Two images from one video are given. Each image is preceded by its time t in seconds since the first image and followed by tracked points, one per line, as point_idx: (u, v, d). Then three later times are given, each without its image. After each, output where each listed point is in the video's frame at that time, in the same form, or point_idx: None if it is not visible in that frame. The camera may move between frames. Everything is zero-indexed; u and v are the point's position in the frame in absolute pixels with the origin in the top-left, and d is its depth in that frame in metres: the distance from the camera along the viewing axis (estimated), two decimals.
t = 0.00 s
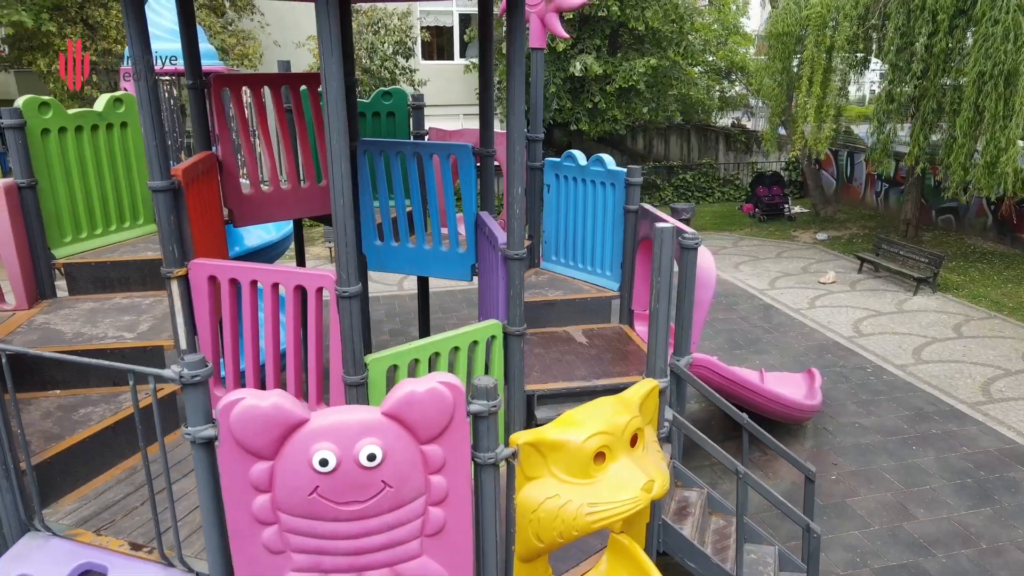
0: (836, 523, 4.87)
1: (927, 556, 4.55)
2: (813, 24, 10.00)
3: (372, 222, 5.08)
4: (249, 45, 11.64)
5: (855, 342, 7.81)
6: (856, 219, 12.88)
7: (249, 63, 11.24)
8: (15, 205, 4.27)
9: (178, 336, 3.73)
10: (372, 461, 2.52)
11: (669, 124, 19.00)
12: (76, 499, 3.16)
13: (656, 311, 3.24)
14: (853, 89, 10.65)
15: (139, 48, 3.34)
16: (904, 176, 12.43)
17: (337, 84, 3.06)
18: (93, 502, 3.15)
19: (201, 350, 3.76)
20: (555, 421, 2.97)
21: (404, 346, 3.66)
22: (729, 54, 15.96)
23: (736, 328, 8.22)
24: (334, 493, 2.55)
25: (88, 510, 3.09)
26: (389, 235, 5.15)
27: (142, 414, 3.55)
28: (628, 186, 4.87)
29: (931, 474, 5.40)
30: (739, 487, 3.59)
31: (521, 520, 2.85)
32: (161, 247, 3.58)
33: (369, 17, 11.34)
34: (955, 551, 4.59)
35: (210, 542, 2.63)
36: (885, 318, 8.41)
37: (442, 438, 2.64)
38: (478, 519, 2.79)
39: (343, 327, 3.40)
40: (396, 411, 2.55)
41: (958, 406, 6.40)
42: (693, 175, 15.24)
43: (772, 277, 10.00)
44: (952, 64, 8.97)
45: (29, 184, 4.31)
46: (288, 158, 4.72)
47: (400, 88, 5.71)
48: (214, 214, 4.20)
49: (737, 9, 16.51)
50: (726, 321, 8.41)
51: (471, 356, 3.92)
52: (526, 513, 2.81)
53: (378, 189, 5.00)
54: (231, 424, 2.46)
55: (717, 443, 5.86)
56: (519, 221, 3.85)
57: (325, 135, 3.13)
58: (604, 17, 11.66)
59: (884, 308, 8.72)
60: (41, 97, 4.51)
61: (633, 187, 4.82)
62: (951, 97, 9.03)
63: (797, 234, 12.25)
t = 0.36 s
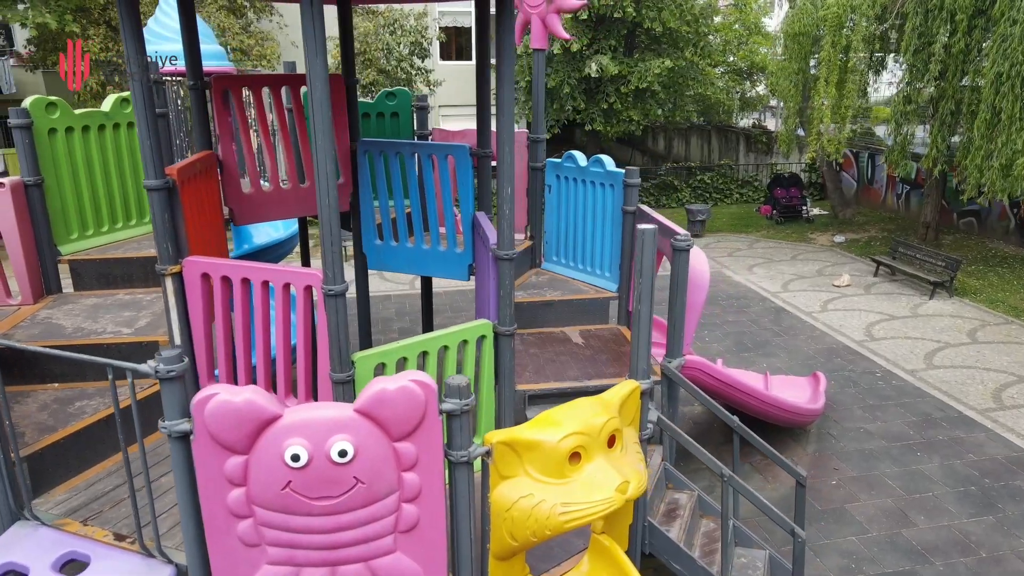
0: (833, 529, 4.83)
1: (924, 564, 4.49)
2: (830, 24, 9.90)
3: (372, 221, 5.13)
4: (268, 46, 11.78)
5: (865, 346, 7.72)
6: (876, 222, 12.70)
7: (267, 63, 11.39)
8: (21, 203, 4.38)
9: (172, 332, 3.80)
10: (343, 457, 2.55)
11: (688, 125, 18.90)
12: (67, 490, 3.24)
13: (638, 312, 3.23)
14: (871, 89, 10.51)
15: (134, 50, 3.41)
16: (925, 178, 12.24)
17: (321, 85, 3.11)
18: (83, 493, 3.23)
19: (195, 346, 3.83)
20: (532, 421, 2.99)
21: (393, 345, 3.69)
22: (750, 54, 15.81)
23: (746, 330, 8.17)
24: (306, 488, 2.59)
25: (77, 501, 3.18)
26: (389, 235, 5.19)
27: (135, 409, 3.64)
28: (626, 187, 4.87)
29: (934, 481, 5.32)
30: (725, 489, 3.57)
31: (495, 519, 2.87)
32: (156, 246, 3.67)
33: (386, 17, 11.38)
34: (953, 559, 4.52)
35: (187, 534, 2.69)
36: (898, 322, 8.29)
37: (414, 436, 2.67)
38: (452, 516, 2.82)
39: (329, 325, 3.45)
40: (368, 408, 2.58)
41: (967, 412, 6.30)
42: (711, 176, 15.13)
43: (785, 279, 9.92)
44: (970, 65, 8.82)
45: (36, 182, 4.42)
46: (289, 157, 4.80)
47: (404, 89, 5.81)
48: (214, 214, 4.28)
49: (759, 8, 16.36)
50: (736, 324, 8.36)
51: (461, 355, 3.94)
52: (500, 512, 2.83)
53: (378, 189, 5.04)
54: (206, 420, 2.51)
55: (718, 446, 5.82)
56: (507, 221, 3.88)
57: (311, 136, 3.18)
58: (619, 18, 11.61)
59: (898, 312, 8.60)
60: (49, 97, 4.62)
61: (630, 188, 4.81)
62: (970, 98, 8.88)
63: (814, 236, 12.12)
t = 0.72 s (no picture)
0: (831, 535, 4.77)
1: (922, 572, 4.41)
2: (847, 24, 9.78)
3: (372, 220, 5.17)
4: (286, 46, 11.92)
5: (877, 350, 7.61)
6: (897, 224, 12.50)
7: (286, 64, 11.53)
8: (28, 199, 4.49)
9: (167, 328, 3.87)
10: (316, 453, 2.59)
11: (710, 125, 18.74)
12: (58, 481, 3.32)
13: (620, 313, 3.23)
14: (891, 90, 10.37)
15: (130, 49, 3.48)
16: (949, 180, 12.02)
17: (307, 86, 3.14)
18: (74, 483, 3.31)
19: (190, 342, 3.89)
20: (511, 421, 3.00)
21: (381, 343, 3.72)
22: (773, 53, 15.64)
23: (755, 333, 8.11)
24: (280, 483, 2.63)
25: (67, 491, 3.25)
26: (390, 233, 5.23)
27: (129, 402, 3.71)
28: (625, 187, 4.86)
29: (939, 488, 5.23)
30: (710, 492, 3.55)
31: (470, 517, 2.89)
32: (151, 243, 3.73)
33: (403, 18, 11.45)
34: (953, 568, 4.44)
35: (166, 525, 2.74)
36: (913, 327, 8.16)
37: (388, 433, 2.69)
38: (427, 513, 2.84)
39: (317, 322, 3.49)
40: (342, 405, 2.62)
41: (978, 419, 6.19)
42: (730, 177, 14.99)
43: (800, 282, 9.81)
44: (992, 66, 8.67)
45: (43, 179, 4.53)
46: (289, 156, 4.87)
47: (408, 89, 5.80)
48: (213, 212, 4.35)
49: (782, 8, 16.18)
50: (746, 326, 8.30)
51: (451, 353, 3.95)
52: (475, 510, 2.84)
53: (378, 188, 5.08)
54: (181, 414, 2.56)
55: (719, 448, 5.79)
56: (497, 221, 3.91)
57: (297, 136, 3.22)
58: (635, 18, 11.55)
59: (914, 317, 8.47)
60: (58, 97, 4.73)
61: (629, 189, 4.80)
62: (990, 99, 8.72)
63: (832, 238, 11.96)
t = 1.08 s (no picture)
0: (829, 542, 4.71)
1: None
2: (869, 25, 9.65)
3: (375, 218, 5.21)
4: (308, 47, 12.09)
5: (892, 356, 7.48)
6: (923, 228, 12.27)
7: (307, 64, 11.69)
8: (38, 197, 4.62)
9: (166, 323, 3.96)
10: (289, 448, 2.63)
11: (736, 126, 18.56)
12: (53, 471, 3.41)
13: (602, 314, 3.22)
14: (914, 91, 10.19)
15: (128, 51, 3.56)
16: (977, 183, 11.77)
17: (295, 87, 3.19)
18: (67, 474, 3.40)
19: (187, 337, 3.97)
20: (488, 420, 3.02)
21: (371, 341, 3.76)
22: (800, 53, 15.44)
23: (768, 336, 8.03)
24: (255, 477, 2.68)
25: (60, 481, 3.34)
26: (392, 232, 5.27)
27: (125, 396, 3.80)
28: (625, 189, 4.84)
29: (944, 498, 5.14)
30: (696, 496, 3.53)
31: (445, 514, 2.91)
32: (150, 239, 3.82)
33: (423, 18, 11.53)
34: None
35: (146, 516, 2.80)
36: (930, 333, 8.01)
37: (361, 430, 2.72)
38: (402, 510, 2.87)
39: (306, 319, 3.54)
40: (315, 401, 2.66)
41: (991, 428, 6.06)
42: (753, 178, 14.82)
43: (818, 285, 9.69)
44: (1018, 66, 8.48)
45: (53, 177, 4.67)
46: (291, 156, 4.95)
47: (415, 90, 5.86)
48: (215, 210, 4.43)
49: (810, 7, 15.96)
50: (760, 330, 8.21)
51: (442, 352, 3.99)
52: (449, 508, 2.86)
53: (381, 188, 5.12)
54: (158, 407, 2.62)
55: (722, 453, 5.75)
56: (489, 221, 3.93)
57: (286, 136, 3.27)
58: (655, 19, 11.49)
59: (933, 322, 8.31)
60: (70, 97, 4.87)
61: (629, 190, 4.78)
62: (1015, 101, 8.53)
63: (854, 242, 11.77)
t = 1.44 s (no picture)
0: (829, 549, 4.65)
1: None
2: (892, 25, 9.51)
3: (379, 217, 5.26)
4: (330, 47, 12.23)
5: (908, 362, 7.35)
6: (949, 232, 12.03)
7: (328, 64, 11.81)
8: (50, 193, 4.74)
9: (167, 317, 4.04)
10: (267, 442, 2.68)
11: (762, 127, 18.37)
12: (51, 461, 3.51)
13: (587, 315, 3.23)
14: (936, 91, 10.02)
15: (129, 51, 3.65)
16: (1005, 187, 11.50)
17: (286, 87, 3.24)
18: (64, 464, 3.49)
19: (187, 332, 4.03)
20: (469, 419, 3.04)
21: (364, 339, 3.79)
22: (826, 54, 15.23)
23: (782, 340, 7.93)
24: (234, 470, 2.73)
25: (57, 471, 3.43)
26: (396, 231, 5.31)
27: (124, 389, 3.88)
28: (627, 190, 4.82)
29: (951, 507, 5.04)
30: (683, 498, 3.52)
31: (424, 511, 2.93)
32: (151, 236, 3.90)
33: (443, 19, 11.59)
34: None
35: (132, 506, 2.87)
36: (949, 339, 7.86)
37: (340, 425, 2.76)
38: (382, 506, 2.90)
39: (297, 316, 3.59)
40: (294, 397, 2.70)
41: (1005, 436, 5.93)
42: (776, 180, 14.65)
43: (836, 289, 9.55)
44: None
45: (65, 174, 4.78)
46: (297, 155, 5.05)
47: (422, 90, 5.87)
48: (220, 207, 4.51)
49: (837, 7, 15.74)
50: (773, 333, 8.12)
51: (436, 350, 4.01)
52: (427, 505, 2.89)
53: (384, 187, 5.17)
54: (142, 400, 2.68)
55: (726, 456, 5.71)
56: (484, 221, 3.93)
57: (278, 136, 3.32)
58: (675, 19, 11.41)
59: (952, 328, 8.14)
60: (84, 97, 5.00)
61: (630, 191, 4.76)
62: None
63: (877, 245, 11.57)
